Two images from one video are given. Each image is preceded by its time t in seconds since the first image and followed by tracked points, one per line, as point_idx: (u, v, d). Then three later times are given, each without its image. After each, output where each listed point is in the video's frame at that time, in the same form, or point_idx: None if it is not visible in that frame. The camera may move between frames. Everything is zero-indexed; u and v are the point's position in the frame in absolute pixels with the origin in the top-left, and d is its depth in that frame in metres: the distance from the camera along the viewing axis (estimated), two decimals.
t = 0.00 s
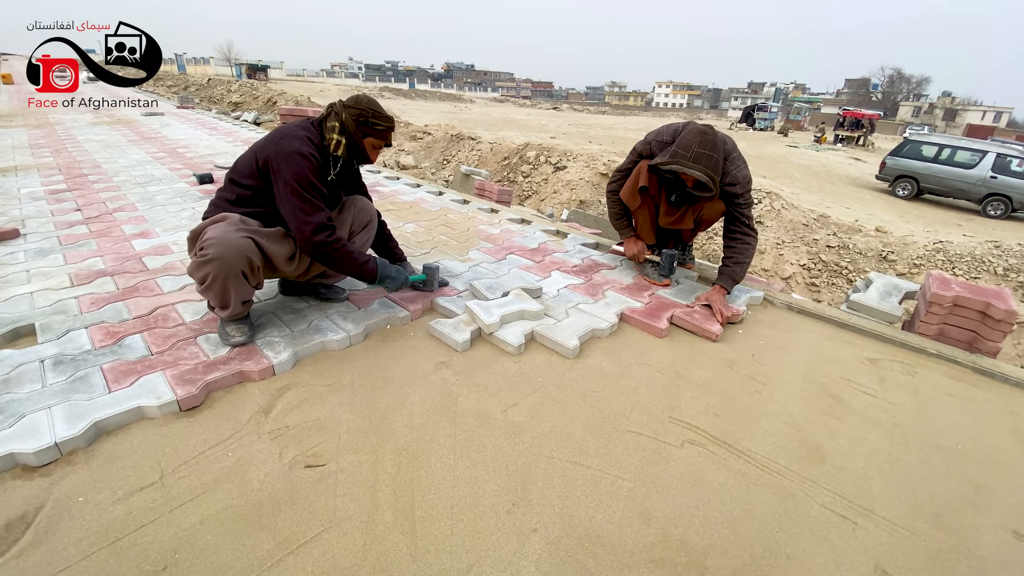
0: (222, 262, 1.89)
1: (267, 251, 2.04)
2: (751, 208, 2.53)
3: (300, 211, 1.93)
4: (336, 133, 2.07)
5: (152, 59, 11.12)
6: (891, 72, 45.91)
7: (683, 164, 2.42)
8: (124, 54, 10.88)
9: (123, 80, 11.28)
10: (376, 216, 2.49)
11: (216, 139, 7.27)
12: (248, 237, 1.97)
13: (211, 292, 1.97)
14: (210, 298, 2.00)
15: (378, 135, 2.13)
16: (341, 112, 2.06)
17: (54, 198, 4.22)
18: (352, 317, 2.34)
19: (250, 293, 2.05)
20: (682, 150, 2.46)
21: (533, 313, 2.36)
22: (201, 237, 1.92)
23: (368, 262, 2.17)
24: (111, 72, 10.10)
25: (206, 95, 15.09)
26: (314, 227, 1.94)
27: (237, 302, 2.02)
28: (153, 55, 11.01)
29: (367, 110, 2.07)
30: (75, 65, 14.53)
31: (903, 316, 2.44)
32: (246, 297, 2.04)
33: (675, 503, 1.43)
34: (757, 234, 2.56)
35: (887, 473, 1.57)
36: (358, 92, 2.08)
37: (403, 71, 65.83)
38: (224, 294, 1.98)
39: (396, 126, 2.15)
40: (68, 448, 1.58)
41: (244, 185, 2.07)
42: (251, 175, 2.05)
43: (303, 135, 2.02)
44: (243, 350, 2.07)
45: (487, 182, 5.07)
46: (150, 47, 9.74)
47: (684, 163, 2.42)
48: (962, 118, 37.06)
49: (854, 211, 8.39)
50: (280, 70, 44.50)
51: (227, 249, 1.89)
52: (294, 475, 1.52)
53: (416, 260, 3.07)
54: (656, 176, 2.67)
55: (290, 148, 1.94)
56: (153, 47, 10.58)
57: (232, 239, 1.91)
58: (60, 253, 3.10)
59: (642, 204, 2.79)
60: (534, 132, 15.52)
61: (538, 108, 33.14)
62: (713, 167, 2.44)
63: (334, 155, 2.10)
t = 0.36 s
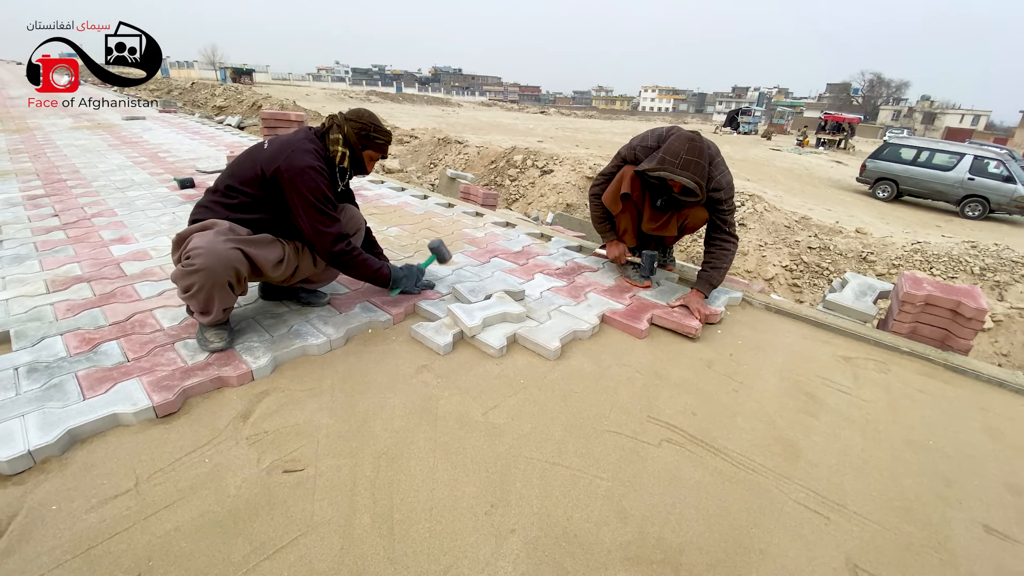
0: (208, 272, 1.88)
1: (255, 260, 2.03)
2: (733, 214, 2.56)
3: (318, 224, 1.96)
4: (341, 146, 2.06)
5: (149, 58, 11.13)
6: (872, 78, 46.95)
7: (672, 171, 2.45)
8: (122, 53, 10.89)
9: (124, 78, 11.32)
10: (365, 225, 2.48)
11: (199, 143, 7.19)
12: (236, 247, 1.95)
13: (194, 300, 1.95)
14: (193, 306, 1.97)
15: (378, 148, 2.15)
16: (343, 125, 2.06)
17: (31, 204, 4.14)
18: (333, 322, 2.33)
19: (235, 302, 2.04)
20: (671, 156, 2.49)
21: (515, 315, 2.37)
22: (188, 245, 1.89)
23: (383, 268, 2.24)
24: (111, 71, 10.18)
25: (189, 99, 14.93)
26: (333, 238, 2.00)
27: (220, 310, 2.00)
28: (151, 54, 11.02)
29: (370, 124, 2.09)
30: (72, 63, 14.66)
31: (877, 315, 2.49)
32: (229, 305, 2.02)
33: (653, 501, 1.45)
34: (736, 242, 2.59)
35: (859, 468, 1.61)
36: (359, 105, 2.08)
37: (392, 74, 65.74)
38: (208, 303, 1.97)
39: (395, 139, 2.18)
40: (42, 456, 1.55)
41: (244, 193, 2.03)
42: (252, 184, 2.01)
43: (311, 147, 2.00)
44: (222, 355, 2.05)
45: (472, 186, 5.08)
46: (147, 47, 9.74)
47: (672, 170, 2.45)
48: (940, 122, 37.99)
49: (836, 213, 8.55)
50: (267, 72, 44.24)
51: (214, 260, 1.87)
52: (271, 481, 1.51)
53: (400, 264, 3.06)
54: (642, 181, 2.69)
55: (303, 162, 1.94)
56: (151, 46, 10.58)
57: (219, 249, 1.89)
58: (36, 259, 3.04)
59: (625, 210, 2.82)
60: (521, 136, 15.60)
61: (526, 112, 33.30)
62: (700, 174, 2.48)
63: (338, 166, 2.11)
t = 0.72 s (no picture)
0: (195, 282, 1.85)
1: (239, 268, 2.01)
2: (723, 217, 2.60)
3: (301, 223, 1.95)
4: (315, 145, 2.05)
5: (149, 58, 11.16)
6: (854, 83, 47.89)
7: (670, 172, 2.46)
8: (120, 54, 10.87)
9: (121, 78, 11.30)
10: (347, 228, 2.45)
11: (184, 149, 7.12)
12: (221, 256, 1.93)
13: (178, 310, 1.91)
14: (175, 316, 1.94)
15: (354, 147, 2.14)
16: (316, 125, 2.05)
17: (9, 210, 4.07)
18: (315, 328, 2.31)
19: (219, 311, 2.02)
20: (668, 157, 2.49)
21: (501, 319, 2.36)
22: (171, 254, 1.85)
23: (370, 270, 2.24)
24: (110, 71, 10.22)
25: (175, 104, 14.78)
26: (317, 237, 1.99)
27: (205, 319, 1.97)
28: (151, 54, 11.07)
29: (344, 123, 2.08)
30: (71, 63, 14.55)
31: (859, 316, 2.52)
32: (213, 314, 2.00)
33: (636, 504, 1.44)
34: (719, 245, 2.60)
35: (840, 468, 1.62)
36: (331, 105, 2.07)
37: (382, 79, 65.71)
38: (191, 312, 1.93)
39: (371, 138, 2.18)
40: (14, 468, 1.51)
41: (220, 197, 1.99)
42: (227, 187, 1.98)
43: (283, 147, 1.98)
44: (202, 363, 2.01)
45: (460, 191, 5.08)
46: (145, 47, 9.74)
47: (670, 171, 2.46)
48: (921, 127, 38.81)
49: (820, 216, 8.68)
50: (256, 77, 44.01)
51: (200, 269, 1.85)
52: (250, 490, 1.48)
53: (385, 268, 3.04)
54: (636, 185, 2.68)
55: (278, 162, 1.91)
56: (150, 44, 10.53)
57: (206, 258, 1.86)
58: (12, 266, 2.98)
59: (619, 218, 2.79)
60: (510, 141, 15.65)
61: (515, 117, 33.45)
62: (697, 176, 2.50)
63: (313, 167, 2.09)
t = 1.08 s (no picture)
0: (171, 285, 1.81)
1: (220, 271, 1.97)
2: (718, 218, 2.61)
3: (262, 226, 1.86)
4: (299, 145, 2.01)
5: (149, 58, 11.19)
6: (842, 90, 48.67)
7: (667, 175, 2.45)
8: (120, 54, 10.87)
9: (119, 78, 11.29)
10: (335, 232, 2.47)
11: (173, 154, 7.05)
12: (200, 259, 1.89)
13: (158, 315, 1.88)
14: (157, 321, 1.91)
15: (340, 147, 2.11)
16: (301, 124, 2.02)
17: None
18: (305, 333, 2.27)
19: (201, 315, 1.98)
20: (665, 160, 2.48)
21: (494, 322, 2.34)
22: (149, 257, 1.82)
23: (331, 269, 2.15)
24: (109, 72, 10.24)
25: (165, 110, 14.68)
26: (277, 242, 1.89)
27: (186, 324, 1.93)
28: (150, 54, 11.08)
29: (329, 122, 2.05)
30: (72, 65, 14.48)
31: (851, 317, 2.53)
32: (195, 318, 1.96)
33: (632, 508, 1.42)
34: (713, 246, 2.60)
35: (837, 470, 1.61)
36: (318, 104, 2.05)
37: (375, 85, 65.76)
38: (172, 317, 1.90)
39: (358, 139, 2.15)
40: None
41: (198, 198, 1.95)
42: (206, 187, 1.94)
43: (264, 147, 1.94)
44: (188, 369, 1.97)
45: (453, 195, 5.06)
46: (144, 48, 9.75)
47: (666, 173, 2.45)
48: (908, 132, 39.41)
49: (811, 219, 8.75)
50: (248, 83, 43.90)
51: (177, 272, 1.81)
52: (237, 498, 1.44)
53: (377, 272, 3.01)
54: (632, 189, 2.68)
55: (254, 162, 1.87)
56: (149, 41, 10.46)
57: (183, 261, 1.82)
58: None
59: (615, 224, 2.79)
60: (503, 146, 15.70)
61: (508, 123, 33.60)
62: (693, 178, 2.49)
63: (296, 167, 2.04)
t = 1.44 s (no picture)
0: (171, 292, 1.78)
1: (220, 276, 1.94)
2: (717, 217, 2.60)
3: (267, 228, 1.85)
4: (293, 146, 1.98)
5: (149, 59, 11.22)
6: (836, 94, 49.06)
7: (667, 172, 2.43)
8: (120, 53, 10.90)
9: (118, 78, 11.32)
10: (334, 235, 2.41)
11: (170, 158, 7.02)
12: (199, 263, 1.86)
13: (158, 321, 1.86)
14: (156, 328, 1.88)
15: (335, 148, 2.09)
16: (296, 124, 2.00)
17: None
18: (305, 337, 2.24)
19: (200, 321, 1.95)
20: (665, 159, 2.47)
21: (495, 326, 2.32)
22: (147, 264, 1.79)
23: (339, 277, 2.14)
24: (107, 73, 10.23)
25: (162, 115, 14.66)
26: (285, 241, 1.88)
27: (187, 330, 1.91)
28: (149, 54, 11.09)
29: (325, 123, 2.03)
30: (72, 65, 14.49)
31: (854, 319, 2.51)
32: (195, 324, 1.93)
33: (639, 515, 1.39)
34: (713, 247, 2.58)
35: (845, 474, 1.59)
36: (313, 105, 2.03)
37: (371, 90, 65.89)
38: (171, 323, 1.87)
39: (353, 139, 2.12)
40: None
41: (194, 203, 1.93)
42: (202, 192, 1.92)
43: (259, 149, 1.91)
44: (185, 375, 1.94)
45: (451, 199, 5.05)
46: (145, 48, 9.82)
47: (666, 172, 2.43)
48: (901, 135, 39.72)
49: (808, 222, 8.78)
50: (245, 88, 43.91)
51: (175, 278, 1.78)
52: (235, 508, 1.41)
53: (376, 276, 2.99)
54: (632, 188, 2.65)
55: (251, 164, 1.84)
56: (148, 41, 10.48)
57: (182, 267, 1.79)
58: None
59: (614, 224, 2.76)
60: (501, 151, 15.73)
61: (505, 128, 33.66)
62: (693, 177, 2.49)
63: (291, 168, 2.00)
